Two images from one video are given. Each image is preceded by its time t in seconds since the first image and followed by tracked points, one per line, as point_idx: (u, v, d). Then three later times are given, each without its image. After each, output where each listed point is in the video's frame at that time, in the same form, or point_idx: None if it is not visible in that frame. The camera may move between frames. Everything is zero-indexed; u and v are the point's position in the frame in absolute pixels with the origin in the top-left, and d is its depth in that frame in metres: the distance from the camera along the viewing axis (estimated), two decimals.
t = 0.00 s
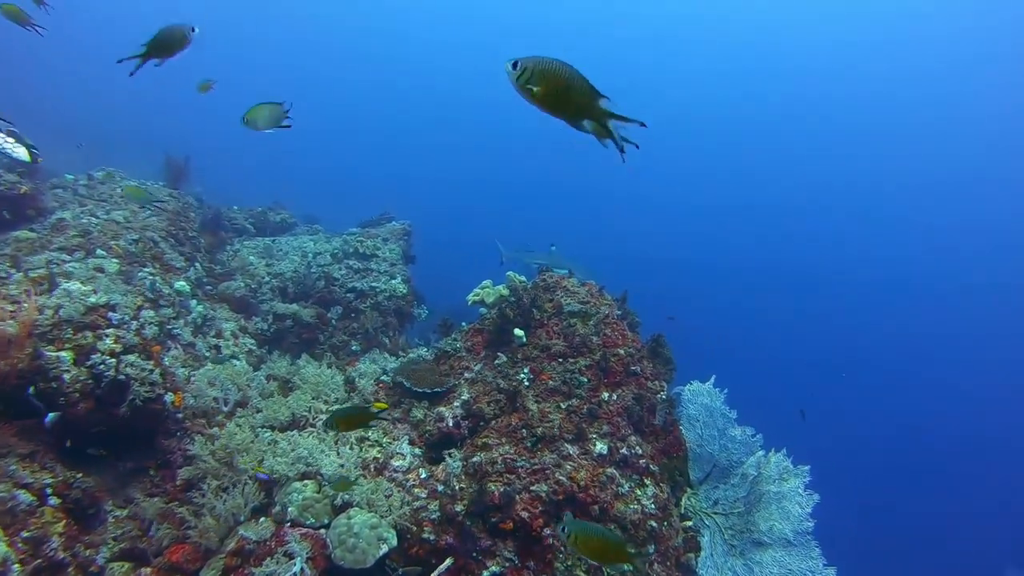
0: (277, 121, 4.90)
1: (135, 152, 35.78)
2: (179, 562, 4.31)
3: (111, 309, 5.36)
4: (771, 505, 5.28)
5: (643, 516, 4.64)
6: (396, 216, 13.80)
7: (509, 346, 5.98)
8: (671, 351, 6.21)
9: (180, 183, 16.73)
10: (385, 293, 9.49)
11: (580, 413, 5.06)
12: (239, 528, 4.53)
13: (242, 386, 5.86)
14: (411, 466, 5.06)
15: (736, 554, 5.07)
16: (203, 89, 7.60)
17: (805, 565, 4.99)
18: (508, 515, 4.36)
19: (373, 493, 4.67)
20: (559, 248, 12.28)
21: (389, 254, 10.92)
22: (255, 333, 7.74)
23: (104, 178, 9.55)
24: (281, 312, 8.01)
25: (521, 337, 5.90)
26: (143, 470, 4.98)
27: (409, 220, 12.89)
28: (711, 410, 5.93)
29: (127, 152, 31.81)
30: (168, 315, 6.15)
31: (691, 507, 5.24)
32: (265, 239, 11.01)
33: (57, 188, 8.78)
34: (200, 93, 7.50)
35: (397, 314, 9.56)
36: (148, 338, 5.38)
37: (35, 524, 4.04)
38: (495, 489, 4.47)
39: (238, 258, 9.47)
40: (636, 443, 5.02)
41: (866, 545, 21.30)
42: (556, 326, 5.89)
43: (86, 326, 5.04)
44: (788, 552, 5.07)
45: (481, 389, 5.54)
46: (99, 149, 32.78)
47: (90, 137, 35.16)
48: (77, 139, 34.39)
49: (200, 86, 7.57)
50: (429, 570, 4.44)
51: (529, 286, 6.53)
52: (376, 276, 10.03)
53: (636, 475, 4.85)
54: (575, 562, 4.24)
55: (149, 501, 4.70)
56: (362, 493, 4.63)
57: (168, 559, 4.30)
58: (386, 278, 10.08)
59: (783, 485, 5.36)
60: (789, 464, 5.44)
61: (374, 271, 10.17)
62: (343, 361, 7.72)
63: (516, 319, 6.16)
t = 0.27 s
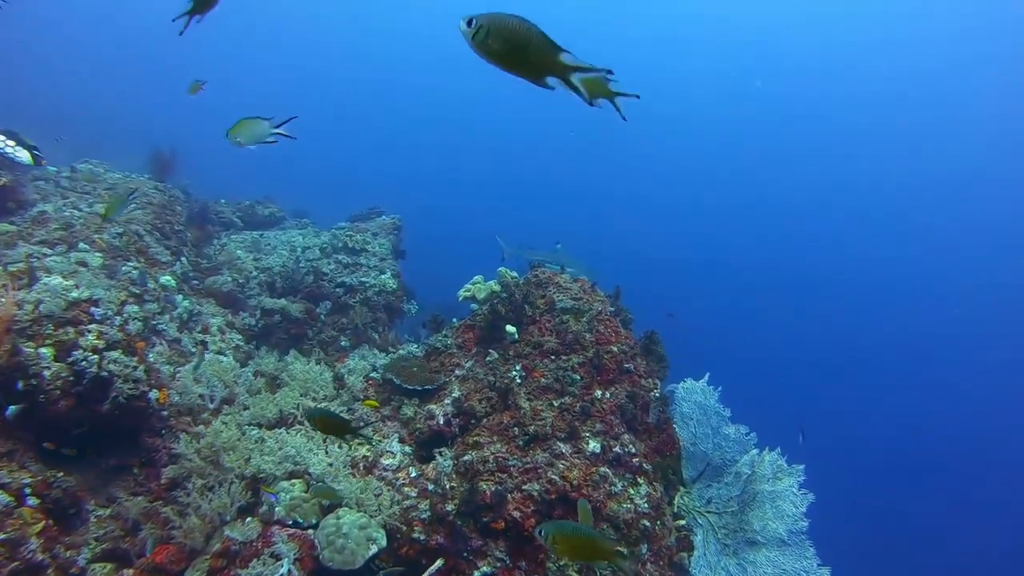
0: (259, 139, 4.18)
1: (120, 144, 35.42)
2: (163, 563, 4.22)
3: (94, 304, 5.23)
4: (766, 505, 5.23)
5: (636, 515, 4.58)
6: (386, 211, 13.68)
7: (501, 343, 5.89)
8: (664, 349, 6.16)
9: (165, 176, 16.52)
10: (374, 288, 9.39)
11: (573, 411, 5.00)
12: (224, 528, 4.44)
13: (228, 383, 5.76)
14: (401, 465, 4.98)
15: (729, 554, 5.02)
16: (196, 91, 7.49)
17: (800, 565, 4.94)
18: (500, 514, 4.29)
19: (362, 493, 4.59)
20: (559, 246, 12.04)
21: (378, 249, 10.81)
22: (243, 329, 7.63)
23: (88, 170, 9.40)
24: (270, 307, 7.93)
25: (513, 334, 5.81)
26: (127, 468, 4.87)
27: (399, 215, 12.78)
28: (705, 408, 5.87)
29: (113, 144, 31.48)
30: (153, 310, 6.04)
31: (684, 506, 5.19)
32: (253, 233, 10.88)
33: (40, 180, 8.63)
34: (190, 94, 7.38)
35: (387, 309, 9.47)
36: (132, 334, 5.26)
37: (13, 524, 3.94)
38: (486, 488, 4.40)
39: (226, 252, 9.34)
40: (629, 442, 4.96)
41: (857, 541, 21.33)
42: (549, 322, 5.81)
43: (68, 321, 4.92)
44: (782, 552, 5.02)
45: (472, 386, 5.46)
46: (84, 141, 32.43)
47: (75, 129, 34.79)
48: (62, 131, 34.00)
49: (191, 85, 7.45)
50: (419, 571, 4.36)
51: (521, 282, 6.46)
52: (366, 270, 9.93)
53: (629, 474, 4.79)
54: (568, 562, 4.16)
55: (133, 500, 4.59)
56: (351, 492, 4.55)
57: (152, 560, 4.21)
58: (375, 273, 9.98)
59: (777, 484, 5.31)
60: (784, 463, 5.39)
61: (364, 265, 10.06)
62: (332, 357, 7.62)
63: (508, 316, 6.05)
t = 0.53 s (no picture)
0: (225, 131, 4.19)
1: (101, 137, 34.97)
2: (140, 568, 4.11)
3: (69, 302, 5.11)
4: (755, 506, 5.19)
5: (625, 516, 4.53)
6: (371, 206, 13.55)
7: (489, 342, 5.82)
8: (653, 348, 6.11)
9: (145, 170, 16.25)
10: (360, 285, 9.29)
11: (562, 411, 4.93)
12: (204, 533, 4.36)
13: (209, 383, 5.64)
14: (387, 466, 4.89)
15: (718, 555, 4.98)
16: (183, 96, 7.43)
17: (789, 568, 4.91)
18: (487, 517, 4.21)
19: (346, 496, 4.51)
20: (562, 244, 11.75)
21: (364, 245, 10.70)
22: (225, 327, 7.51)
23: (66, 164, 9.20)
24: (254, 304, 7.82)
25: (501, 332, 5.74)
26: (104, 470, 4.70)
27: (384, 210, 12.66)
28: (695, 409, 5.82)
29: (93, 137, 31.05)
30: (132, 308, 5.90)
31: (673, 506, 5.14)
32: (236, 229, 10.73)
33: (16, 174, 8.43)
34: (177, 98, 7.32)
35: (372, 306, 9.36)
36: (109, 333, 5.12)
37: None
38: (473, 490, 4.32)
39: (208, 248, 9.19)
40: (618, 443, 4.90)
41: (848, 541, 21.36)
42: (537, 321, 5.74)
43: (42, 319, 4.78)
44: (772, 554, 4.99)
45: (459, 386, 5.38)
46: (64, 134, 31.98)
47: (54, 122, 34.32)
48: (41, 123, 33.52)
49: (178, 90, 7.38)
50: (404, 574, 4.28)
51: (508, 280, 6.38)
52: (351, 267, 9.82)
53: (618, 475, 4.74)
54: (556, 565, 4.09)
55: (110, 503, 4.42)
56: (335, 495, 4.47)
57: (128, 565, 4.09)
58: (361, 269, 9.87)
59: (767, 486, 5.25)
60: (774, 464, 5.34)
61: (349, 262, 9.95)
62: (316, 355, 7.52)
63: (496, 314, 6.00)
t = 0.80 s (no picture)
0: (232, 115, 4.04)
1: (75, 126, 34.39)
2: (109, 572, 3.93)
3: (36, 297, 4.97)
4: (741, 506, 5.17)
5: (610, 517, 4.47)
6: (352, 199, 13.40)
7: (470, 341, 5.71)
8: (638, 346, 6.07)
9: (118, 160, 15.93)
10: (340, 280, 9.17)
11: (545, 411, 4.86)
12: (177, 536, 4.22)
13: (184, 381, 5.50)
14: (367, 467, 4.79)
15: (703, 555, 4.96)
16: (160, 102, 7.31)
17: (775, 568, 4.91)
18: (470, 519, 4.12)
19: (325, 498, 4.40)
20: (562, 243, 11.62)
21: (344, 239, 10.56)
22: (201, 322, 7.32)
23: (36, 153, 8.97)
24: (232, 298, 7.68)
25: (484, 330, 5.65)
26: (73, 471, 4.57)
27: (365, 203, 12.52)
28: (680, 407, 5.78)
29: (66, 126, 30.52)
30: (103, 303, 5.74)
31: (658, 506, 5.10)
32: (213, 221, 10.54)
33: None
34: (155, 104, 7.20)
35: (352, 301, 9.25)
36: (79, 329, 4.97)
37: None
38: (455, 491, 4.23)
39: (183, 240, 9.01)
40: (603, 442, 4.84)
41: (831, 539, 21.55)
42: (521, 319, 5.64)
43: (7, 314, 4.62)
44: (758, 554, 5.00)
45: (440, 385, 5.30)
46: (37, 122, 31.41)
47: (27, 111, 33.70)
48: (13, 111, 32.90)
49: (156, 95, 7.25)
50: None
51: (491, 277, 6.27)
52: (331, 261, 9.69)
53: (603, 475, 4.68)
54: (538, 567, 4.06)
55: (77, 505, 4.30)
56: (314, 497, 4.36)
57: (98, 569, 3.92)
58: (341, 263, 9.74)
59: (753, 485, 5.24)
60: (760, 463, 5.32)
61: (329, 255, 9.82)
62: (296, 351, 7.40)
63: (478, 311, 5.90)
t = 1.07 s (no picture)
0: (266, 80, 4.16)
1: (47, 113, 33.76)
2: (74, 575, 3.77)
3: None
4: (723, 503, 5.14)
5: (590, 515, 4.43)
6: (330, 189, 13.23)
7: (450, 336, 5.58)
8: (619, 340, 6.02)
9: (87, 148, 15.58)
10: (318, 272, 9.05)
11: (526, 407, 4.78)
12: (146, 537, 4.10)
13: (154, 377, 5.37)
14: (344, 465, 4.69)
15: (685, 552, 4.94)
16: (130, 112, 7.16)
17: (756, 565, 4.90)
18: (450, 517, 4.00)
19: (301, 498, 4.31)
20: (559, 240, 11.49)
21: (322, 230, 10.42)
22: (175, 316, 7.13)
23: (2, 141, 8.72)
24: (206, 292, 7.54)
25: (462, 325, 5.51)
26: (39, 471, 4.43)
27: (343, 193, 12.36)
28: (662, 403, 5.74)
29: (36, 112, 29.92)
30: (71, 296, 5.57)
31: (638, 502, 5.08)
32: (187, 211, 10.34)
33: None
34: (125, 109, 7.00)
35: (330, 294, 9.14)
36: (43, 324, 4.82)
37: None
38: (434, 489, 4.14)
39: (156, 231, 8.82)
40: (584, 439, 4.78)
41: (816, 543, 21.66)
42: (501, 314, 5.56)
43: None
44: (739, 551, 4.98)
45: (420, 381, 5.20)
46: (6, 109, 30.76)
47: None
48: None
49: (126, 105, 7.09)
50: None
51: (470, 270, 6.17)
52: (309, 252, 9.55)
53: (584, 472, 4.63)
54: (519, 566, 3.99)
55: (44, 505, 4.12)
56: (289, 496, 4.26)
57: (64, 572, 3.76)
58: (319, 255, 9.60)
59: (735, 482, 5.21)
60: (742, 460, 5.29)
61: (307, 247, 9.67)
62: (272, 346, 7.28)
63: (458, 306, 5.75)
